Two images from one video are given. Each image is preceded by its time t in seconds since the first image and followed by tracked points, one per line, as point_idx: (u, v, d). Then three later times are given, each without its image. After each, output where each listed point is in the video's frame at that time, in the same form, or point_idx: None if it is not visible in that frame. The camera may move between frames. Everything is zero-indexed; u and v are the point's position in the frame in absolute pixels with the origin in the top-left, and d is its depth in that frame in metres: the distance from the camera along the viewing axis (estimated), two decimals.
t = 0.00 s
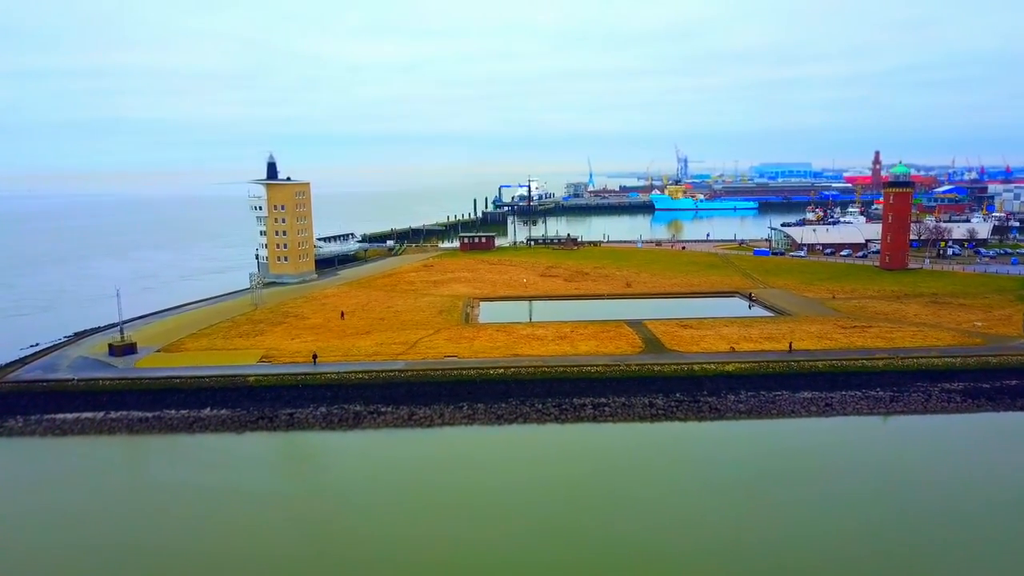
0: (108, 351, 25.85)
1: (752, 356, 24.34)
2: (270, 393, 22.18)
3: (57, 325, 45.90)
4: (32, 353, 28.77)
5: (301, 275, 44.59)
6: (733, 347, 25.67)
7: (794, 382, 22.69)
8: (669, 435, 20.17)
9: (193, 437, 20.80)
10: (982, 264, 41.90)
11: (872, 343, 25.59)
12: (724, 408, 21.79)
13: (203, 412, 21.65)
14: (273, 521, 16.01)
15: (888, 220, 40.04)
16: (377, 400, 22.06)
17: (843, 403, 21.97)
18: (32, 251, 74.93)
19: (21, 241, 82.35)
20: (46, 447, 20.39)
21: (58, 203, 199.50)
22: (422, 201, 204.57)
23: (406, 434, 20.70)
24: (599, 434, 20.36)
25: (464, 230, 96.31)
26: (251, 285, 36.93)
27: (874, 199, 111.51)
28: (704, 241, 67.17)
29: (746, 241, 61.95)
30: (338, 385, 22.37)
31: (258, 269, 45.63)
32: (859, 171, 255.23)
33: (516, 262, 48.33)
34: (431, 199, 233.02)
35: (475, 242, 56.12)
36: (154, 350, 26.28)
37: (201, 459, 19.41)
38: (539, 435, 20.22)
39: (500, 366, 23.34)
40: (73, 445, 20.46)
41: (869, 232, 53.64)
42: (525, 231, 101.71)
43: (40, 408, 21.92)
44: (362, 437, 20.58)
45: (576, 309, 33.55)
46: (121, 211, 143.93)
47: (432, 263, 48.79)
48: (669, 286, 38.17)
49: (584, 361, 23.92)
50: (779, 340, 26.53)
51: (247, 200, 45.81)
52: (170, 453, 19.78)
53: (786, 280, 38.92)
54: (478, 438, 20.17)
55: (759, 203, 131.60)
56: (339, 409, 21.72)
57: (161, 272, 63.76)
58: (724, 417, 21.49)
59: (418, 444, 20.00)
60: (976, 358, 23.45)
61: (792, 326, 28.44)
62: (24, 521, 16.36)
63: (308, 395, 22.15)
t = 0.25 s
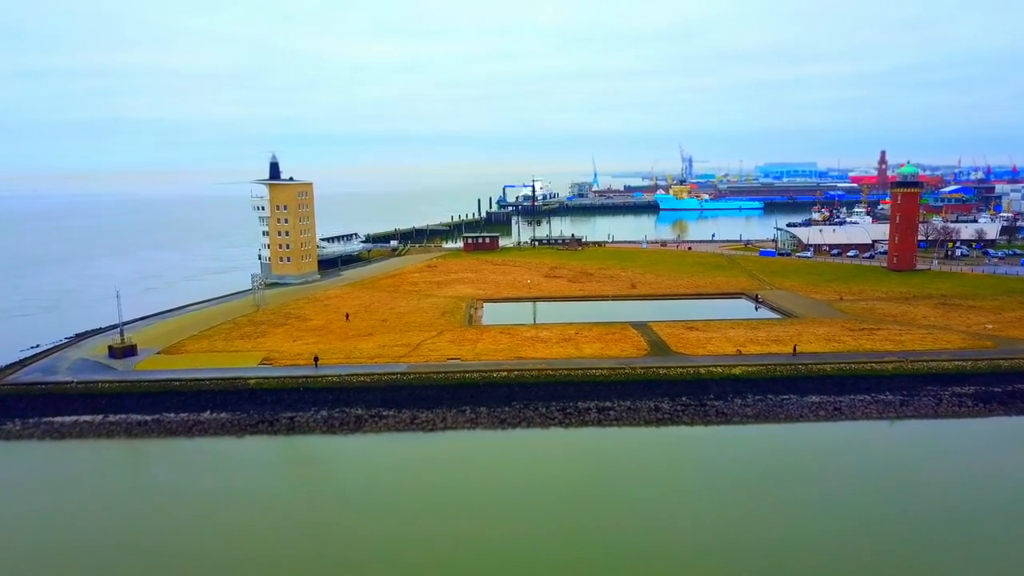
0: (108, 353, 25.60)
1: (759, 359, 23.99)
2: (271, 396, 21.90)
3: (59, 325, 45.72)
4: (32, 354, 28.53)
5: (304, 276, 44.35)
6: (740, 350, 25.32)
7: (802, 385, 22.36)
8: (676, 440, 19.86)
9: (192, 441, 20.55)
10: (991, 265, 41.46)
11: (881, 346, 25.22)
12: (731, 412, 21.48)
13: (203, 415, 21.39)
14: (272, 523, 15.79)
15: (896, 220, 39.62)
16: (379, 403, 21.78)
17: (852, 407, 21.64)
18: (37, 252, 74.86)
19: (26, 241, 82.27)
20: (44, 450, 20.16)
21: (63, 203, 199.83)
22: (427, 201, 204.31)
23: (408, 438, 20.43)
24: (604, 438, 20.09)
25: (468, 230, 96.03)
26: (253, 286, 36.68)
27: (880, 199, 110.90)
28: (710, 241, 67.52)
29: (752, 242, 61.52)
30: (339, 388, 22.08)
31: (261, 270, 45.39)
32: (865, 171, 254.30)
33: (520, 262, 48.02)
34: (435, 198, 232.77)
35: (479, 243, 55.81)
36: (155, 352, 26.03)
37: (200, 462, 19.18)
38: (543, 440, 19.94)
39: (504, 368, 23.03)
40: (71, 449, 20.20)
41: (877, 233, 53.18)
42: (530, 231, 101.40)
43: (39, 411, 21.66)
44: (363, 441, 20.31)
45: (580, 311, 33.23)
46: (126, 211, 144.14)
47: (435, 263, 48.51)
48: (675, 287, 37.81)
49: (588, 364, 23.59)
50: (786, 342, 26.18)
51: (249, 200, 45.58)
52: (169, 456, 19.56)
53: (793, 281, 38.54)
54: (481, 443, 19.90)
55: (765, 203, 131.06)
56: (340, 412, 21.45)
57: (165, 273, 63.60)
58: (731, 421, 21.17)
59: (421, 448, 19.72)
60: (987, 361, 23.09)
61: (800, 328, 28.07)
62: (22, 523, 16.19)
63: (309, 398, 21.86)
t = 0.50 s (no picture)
0: (108, 355, 25.36)
1: (766, 362, 23.63)
2: (271, 399, 21.61)
3: (62, 326, 45.54)
4: (32, 356, 28.31)
5: (307, 277, 44.13)
6: (747, 352, 24.96)
7: (811, 388, 22.00)
8: (683, 446, 19.53)
9: (192, 445, 20.29)
10: (1001, 266, 41.00)
11: (891, 349, 24.84)
12: (738, 416, 21.15)
13: (202, 418, 21.12)
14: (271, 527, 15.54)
15: (905, 221, 39.17)
16: (381, 406, 21.48)
17: (861, 412, 21.29)
18: (41, 252, 74.83)
19: (30, 242, 82.27)
20: (42, 454, 19.92)
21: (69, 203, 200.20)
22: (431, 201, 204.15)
23: (410, 442, 20.13)
24: (609, 442, 19.80)
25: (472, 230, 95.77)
26: (256, 287, 36.43)
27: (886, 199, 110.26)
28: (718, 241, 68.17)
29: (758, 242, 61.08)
30: (340, 391, 21.78)
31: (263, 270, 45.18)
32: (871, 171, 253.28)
33: (524, 263, 47.69)
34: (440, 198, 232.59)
35: (483, 243, 55.52)
36: (155, 354, 25.78)
37: (199, 466, 18.92)
38: (547, 444, 19.62)
39: (508, 371, 22.71)
40: (69, 453, 19.93)
41: (884, 233, 52.73)
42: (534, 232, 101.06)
43: (37, 414, 21.41)
44: (365, 445, 20.01)
45: (585, 312, 32.90)
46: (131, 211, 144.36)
47: (439, 264, 48.22)
48: (681, 289, 37.42)
49: (593, 367, 23.26)
50: (794, 344, 25.81)
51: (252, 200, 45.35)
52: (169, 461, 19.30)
53: (800, 282, 38.16)
54: (485, 447, 19.61)
55: (770, 203, 130.52)
56: (341, 415, 21.16)
57: (169, 273, 63.45)
58: (738, 426, 20.84)
59: (423, 453, 19.42)
60: (999, 364, 22.70)
61: (808, 330, 27.67)
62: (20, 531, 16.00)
63: (310, 401, 21.56)
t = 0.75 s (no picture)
0: (109, 357, 25.13)
1: (775, 365, 23.26)
2: (273, 403, 21.33)
3: (66, 326, 45.40)
4: (34, 357, 28.09)
5: (311, 277, 43.87)
6: (755, 355, 24.58)
7: (820, 392, 21.63)
8: (693, 450, 19.15)
9: (192, 448, 20.01)
10: (1011, 267, 40.52)
11: (901, 352, 24.44)
12: (746, 420, 20.79)
13: (203, 421, 20.85)
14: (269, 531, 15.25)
15: (914, 221, 38.75)
16: (384, 409, 21.17)
17: (872, 416, 20.90)
18: (46, 252, 74.81)
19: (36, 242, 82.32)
20: (40, 458, 19.65)
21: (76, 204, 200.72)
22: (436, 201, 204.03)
23: (414, 445, 19.83)
24: (614, 447, 19.48)
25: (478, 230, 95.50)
26: (259, 288, 36.21)
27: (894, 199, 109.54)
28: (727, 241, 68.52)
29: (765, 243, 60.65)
30: (343, 394, 21.50)
31: (267, 271, 44.95)
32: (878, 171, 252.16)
33: (529, 264, 47.36)
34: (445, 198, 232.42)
35: (488, 244, 55.21)
36: (156, 356, 25.54)
37: (199, 470, 18.65)
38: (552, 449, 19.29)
39: (512, 374, 22.39)
40: (67, 456, 19.67)
41: (893, 234, 52.22)
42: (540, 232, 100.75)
43: (36, 417, 21.15)
44: (368, 449, 19.72)
45: (591, 314, 32.56)
46: (138, 211, 144.52)
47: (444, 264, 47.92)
48: (688, 290, 37.07)
49: (599, 370, 22.93)
50: (803, 347, 25.43)
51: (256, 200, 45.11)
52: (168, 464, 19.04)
53: (808, 283, 37.75)
54: (490, 451, 19.30)
55: (777, 204, 129.89)
56: (343, 419, 20.86)
57: (173, 274, 63.35)
58: (747, 430, 20.47)
59: (426, 457, 19.12)
60: (1012, 368, 22.29)
61: (817, 333, 27.30)
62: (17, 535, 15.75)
63: (312, 404, 21.28)
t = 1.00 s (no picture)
0: (112, 358, 24.93)
1: (785, 368, 22.88)
2: (276, 405, 21.07)
3: (71, 326, 45.30)
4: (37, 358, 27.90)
5: (316, 278, 43.64)
6: (765, 358, 24.21)
7: (832, 396, 21.24)
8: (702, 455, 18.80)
9: (193, 452, 19.76)
10: None
11: (914, 355, 24.03)
12: (756, 425, 20.43)
13: (205, 424, 20.60)
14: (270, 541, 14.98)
15: (925, 221, 38.31)
16: (388, 413, 20.88)
17: (885, 421, 20.51)
18: (52, 252, 74.86)
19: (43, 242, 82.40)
20: (40, 462, 19.43)
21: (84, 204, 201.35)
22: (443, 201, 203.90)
23: (419, 450, 19.55)
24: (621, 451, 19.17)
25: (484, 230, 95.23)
26: (264, 289, 36.01)
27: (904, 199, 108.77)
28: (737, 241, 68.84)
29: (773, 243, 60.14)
30: (347, 397, 21.22)
31: (273, 271, 44.74)
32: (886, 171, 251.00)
33: (536, 264, 47.04)
34: (452, 198, 232.27)
35: (495, 244, 54.90)
36: (159, 358, 25.32)
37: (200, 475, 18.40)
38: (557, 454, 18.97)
39: (518, 377, 22.07)
40: (68, 460, 19.45)
41: (904, 234, 51.68)
42: (546, 232, 100.43)
43: (37, 419, 20.94)
44: (372, 453, 19.45)
45: (598, 315, 32.22)
46: (145, 211, 144.73)
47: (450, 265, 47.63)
48: (696, 291, 36.71)
49: (606, 373, 22.60)
50: (814, 350, 25.03)
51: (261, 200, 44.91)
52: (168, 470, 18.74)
53: (817, 284, 37.33)
54: (496, 456, 19.01)
55: (785, 203, 129.24)
56: (347, 422, 20.58)
57: (179, 274, 63.27)
58: (757, 435, 20.11)
59: (430, 462, 18.82)
60: None
61: (828, 335, 26.91)
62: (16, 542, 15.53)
63: (316, 407, 21.01)
